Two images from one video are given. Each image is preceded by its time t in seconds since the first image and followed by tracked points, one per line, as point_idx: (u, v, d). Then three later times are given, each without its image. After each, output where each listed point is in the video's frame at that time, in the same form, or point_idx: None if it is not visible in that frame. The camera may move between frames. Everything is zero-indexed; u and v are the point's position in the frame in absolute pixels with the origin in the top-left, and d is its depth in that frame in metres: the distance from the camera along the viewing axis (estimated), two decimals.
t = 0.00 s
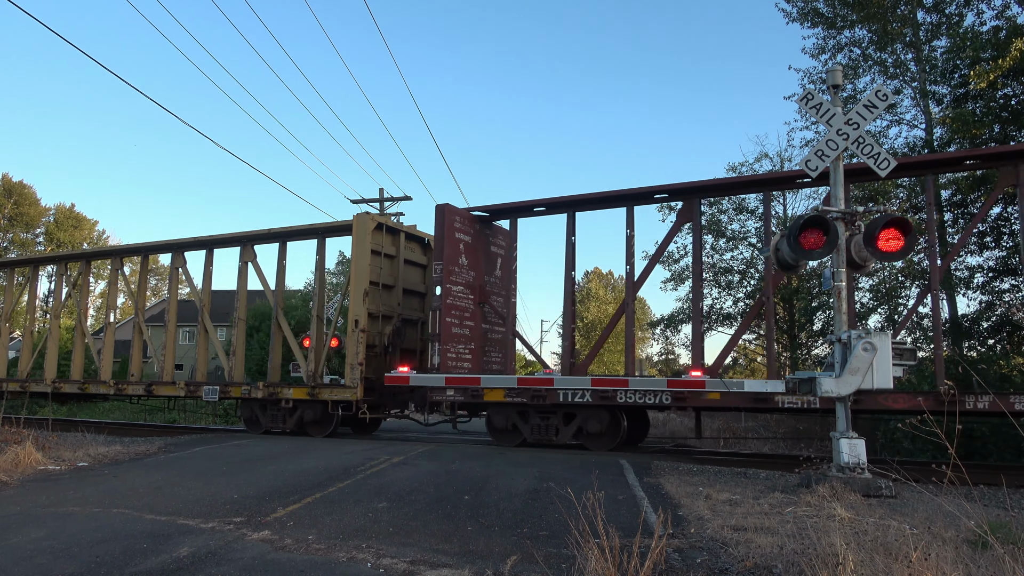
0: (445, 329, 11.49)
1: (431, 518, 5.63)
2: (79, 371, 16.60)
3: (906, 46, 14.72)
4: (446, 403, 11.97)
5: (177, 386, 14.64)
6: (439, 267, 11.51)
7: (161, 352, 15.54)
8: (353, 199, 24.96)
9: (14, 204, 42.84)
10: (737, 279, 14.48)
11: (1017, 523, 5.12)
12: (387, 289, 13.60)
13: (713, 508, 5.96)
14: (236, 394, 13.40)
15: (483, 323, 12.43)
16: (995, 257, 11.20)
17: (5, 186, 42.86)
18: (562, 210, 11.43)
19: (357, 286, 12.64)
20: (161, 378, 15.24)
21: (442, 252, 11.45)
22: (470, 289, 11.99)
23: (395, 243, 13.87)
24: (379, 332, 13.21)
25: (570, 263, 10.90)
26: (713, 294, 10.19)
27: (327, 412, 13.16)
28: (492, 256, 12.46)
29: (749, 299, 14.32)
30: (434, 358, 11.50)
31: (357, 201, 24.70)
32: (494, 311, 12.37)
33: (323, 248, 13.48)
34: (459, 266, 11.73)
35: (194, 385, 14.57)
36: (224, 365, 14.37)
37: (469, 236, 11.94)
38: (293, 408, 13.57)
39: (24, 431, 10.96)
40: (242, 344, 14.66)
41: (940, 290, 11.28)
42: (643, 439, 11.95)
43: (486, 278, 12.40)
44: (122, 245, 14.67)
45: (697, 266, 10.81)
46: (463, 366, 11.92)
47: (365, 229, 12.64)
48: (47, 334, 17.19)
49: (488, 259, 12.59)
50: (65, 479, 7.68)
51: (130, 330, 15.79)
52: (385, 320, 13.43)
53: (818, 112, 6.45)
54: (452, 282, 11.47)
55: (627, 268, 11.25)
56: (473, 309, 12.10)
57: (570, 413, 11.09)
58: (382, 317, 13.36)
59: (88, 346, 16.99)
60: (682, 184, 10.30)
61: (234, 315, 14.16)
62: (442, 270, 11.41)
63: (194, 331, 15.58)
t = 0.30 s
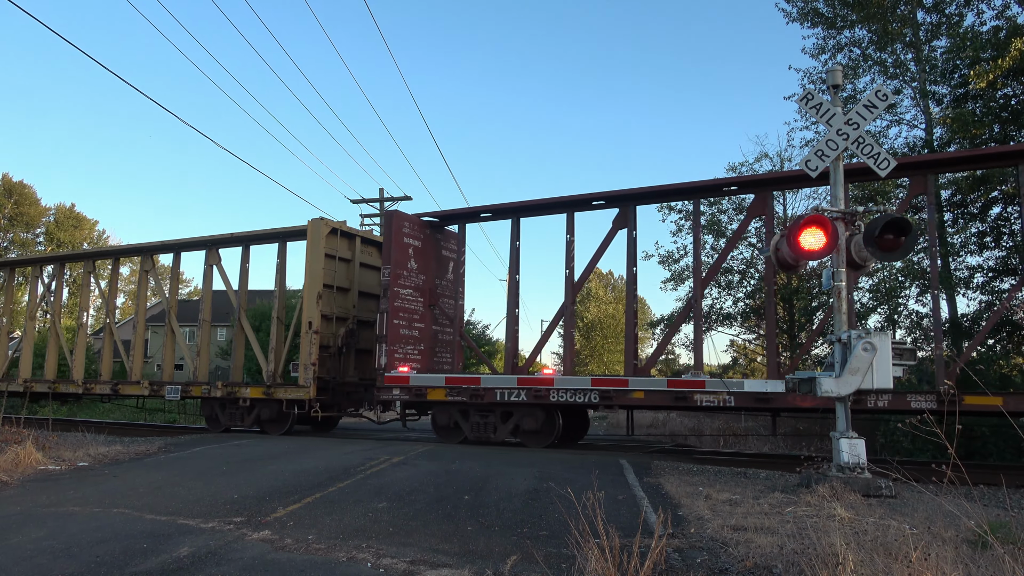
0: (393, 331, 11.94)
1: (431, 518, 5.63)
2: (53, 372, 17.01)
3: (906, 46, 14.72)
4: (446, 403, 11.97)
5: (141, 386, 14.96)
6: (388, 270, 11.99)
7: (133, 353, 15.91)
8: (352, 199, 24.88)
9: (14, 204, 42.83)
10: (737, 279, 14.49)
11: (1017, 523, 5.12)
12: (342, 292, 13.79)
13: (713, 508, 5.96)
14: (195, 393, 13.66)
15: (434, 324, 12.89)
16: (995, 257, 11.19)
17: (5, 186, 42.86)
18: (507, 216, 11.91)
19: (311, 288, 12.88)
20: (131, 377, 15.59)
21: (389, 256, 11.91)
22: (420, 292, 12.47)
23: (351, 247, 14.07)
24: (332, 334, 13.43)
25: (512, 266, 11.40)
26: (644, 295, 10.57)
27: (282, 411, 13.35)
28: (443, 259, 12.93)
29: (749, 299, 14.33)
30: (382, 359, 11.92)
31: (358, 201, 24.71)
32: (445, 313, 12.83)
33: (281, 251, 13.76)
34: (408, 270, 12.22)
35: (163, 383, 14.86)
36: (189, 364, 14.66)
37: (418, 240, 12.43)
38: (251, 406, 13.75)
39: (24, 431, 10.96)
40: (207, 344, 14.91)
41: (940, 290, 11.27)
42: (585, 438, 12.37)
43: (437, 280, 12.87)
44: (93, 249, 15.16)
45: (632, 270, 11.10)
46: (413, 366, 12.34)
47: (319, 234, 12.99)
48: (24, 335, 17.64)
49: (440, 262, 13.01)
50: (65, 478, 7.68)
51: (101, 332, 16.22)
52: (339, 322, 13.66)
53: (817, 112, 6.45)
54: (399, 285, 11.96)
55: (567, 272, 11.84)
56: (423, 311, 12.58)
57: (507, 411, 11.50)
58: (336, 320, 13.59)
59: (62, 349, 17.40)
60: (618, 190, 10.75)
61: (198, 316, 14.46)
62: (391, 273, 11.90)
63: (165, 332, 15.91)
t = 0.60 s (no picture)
0: (344, 333, 12.21)
1: (431, 518, 5.63)
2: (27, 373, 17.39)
3: (906, 46, 14.72)
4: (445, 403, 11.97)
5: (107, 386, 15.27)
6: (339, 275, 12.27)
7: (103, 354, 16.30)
8: (353, 199, 24.74)
9: (14, 204, 42.82)
10: (737, 279, 14.48)
11: (1017, 523, 5.12)
12: (301, 294, 14.15)
13: (713, 508, 5.96)
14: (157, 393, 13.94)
15: (388, 326, 13.16)
16: (996, 257, 11.20)
17: (5, 185, 42.85)
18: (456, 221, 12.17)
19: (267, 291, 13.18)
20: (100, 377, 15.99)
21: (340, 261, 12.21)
22: (373, 295, 12.74)
23: (309, 250, 14.46)
24: (289, 335, 13.76)
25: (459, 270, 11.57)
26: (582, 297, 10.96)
27: (240, 410, 13.58)
28: (397, 263, 13.23)
29: (749, 299, 14.33)
30: (332, 360, 12.16)
31: (358, 201, 24.70)
32: (398, 316, 13.11)
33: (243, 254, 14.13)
34: (360, 273, 12.50)
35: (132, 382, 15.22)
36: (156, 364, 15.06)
37: (372, 245, 12.71)
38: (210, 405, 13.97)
39: (24, 431, 10.96)
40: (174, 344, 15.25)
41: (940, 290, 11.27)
42: (527, 435, 12.71)
43: (390, 284, 13.16)
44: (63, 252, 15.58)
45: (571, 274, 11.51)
46: (365, 367, 12.62)
47: (276, 240, 13.22)
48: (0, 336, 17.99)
49: (394, 266, 13.30)
50: (65, 479, 7.68)
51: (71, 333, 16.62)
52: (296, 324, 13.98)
53: (817, 112, 6.45)
54: (350, 288, 12.24)
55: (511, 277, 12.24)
56: (375, 313, 12.87)
57: (450, 410, 11.77)
58: (292, 321, 13.92)
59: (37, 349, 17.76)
60: (559, 195, 11.09)
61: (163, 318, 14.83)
62: (342, 277, 12.18)
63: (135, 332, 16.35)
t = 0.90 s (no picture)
0: (299, 333, 12.83)
1: (431, 518, 5.63)
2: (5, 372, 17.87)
3: (906, 46, 14.72)
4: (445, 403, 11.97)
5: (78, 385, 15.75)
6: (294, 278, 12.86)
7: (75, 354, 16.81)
8: (354, 200, 25.45)
9: (14, 204, 42.79)
10: (737, 279, 14.49)
11: (1017, 523, 5.12)
12: (261, 297, 14.60)
13: (713, 508, 5.96)
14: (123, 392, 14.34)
15: (344, 327, 13.81)
16: (996, 257, 11.20)
17: (5, 186, 42.82)
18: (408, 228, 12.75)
19: (227, 294, 13.59)
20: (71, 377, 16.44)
21: (296, 265, 12.79)
22: (328, 297, 13.37)
23: (270, 255, 14.93)
24: (248, 336, 14.18)
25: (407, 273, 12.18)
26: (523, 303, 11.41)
27: (201, 409, 13.93)
28: (353, 267, 13.86)
29: (749, 299, 14.34)
30: (288, 360, 12.76)
31: (358, 201, 24.75)
32: (353, 317, 13.77)
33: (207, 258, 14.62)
34: (315, 277, 13.11)
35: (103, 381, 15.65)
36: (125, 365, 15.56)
37: (328, 249, 13.33)
38: (173, 404, 14.34)
39: (24, 431, 10.95)
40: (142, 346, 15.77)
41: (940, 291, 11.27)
42: (472, 431, 13.18)
43: (347, 287, 13.77)
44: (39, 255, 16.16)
45: (516, 280, 11.92)
46: (320, 366, 13.24)
47: (236, 245, 13.71)
48: None
49: (350, 269, 13.91)
50: (65, 478, 7.68)
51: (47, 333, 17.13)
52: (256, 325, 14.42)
53: (817, 112, 6.45)
54: (305, 291, 12.86)
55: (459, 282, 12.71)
56: (331, 315, 13.48)
57: (396, 409, 12.20)
58: (252, 323, 14.35)
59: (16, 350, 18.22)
60: (499, 203, 11.55)
61: (132, 319, 15.32)
62: (297, 281, 12.76)
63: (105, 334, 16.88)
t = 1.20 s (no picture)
0: (256, 335, 13.08)
1: (430, 518, 5.63)
2: None
3: (906, 46, 14.72)
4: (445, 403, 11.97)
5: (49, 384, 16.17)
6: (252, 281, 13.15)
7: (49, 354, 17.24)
8: (354, 200, 25.49)
9: (14, 204, 42.77)
10: (737, 279, 14.50)
11: (1017, 523, 5.12)
12: (224, 298, 14.86)
13: (712, 508, 5.96)
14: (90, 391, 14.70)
15: (303, 329, 14.09)
16: (996, 257, 11.21)
17: (5, 186, 42.82)
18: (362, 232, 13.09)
19: (189, 296, 13.83)
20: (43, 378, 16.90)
21: (253, 268, 13.08)
22: (286, 300, 13.64)
23: (234, 257, 15.13)
24: (211, 337, 14.47)
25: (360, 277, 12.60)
26: (468, 305, 11.76)
27: (165, 407, 14.28)
28: (312, 270, 14.15)
29: (749, 299, 14.35)
30: (245, 360, 12.99)
31: (358, 201, 24.80)
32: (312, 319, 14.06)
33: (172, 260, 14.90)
34: (273, 280, 13.41)
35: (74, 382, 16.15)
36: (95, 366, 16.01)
37: (286, 253, 13.64)
38: (138, 403, 14.70)
39: (24, 431, 10.94)
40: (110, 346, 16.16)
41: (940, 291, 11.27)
42: (426, 430, 13.71)
43: (306, 289, 14.06)
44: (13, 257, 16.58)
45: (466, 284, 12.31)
46: (277, 367, 13.48)
47: (197, 248, 13.98)
48: None
49: (310, 272, 14.20)
50: (65, 478, 7.68)
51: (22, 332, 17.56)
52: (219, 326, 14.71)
53: (817, 112, 6.45)
54: (263, 294, 13.13)
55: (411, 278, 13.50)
56: (290, 316, 13.76)
57: (346, 407, 12.75)
58: (214, 324, 14.62)
59: None
60: (447, 209, 11.86)
61: (102, 320, 15.73)
62: (254, 283, 13.05)
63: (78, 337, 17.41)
